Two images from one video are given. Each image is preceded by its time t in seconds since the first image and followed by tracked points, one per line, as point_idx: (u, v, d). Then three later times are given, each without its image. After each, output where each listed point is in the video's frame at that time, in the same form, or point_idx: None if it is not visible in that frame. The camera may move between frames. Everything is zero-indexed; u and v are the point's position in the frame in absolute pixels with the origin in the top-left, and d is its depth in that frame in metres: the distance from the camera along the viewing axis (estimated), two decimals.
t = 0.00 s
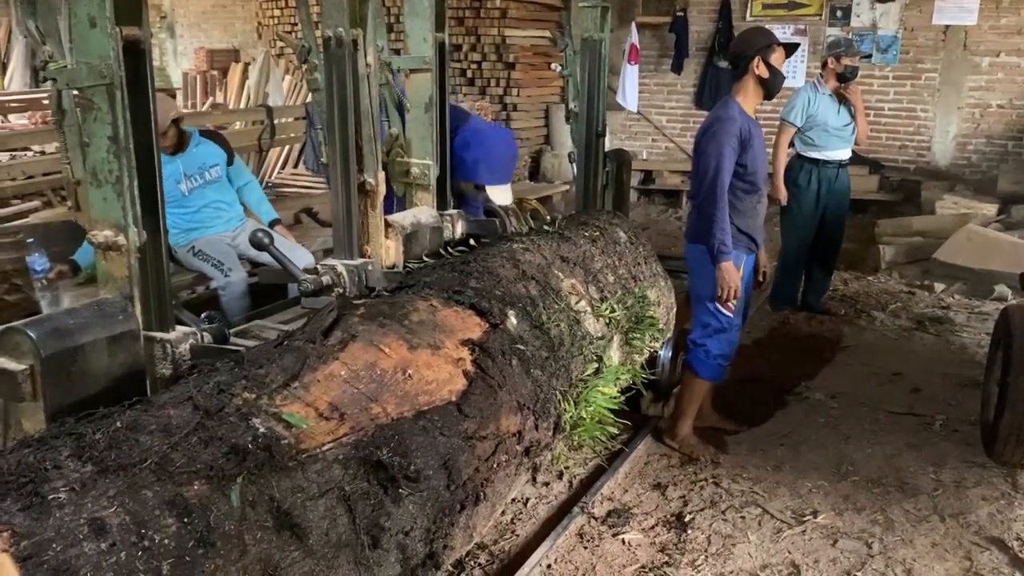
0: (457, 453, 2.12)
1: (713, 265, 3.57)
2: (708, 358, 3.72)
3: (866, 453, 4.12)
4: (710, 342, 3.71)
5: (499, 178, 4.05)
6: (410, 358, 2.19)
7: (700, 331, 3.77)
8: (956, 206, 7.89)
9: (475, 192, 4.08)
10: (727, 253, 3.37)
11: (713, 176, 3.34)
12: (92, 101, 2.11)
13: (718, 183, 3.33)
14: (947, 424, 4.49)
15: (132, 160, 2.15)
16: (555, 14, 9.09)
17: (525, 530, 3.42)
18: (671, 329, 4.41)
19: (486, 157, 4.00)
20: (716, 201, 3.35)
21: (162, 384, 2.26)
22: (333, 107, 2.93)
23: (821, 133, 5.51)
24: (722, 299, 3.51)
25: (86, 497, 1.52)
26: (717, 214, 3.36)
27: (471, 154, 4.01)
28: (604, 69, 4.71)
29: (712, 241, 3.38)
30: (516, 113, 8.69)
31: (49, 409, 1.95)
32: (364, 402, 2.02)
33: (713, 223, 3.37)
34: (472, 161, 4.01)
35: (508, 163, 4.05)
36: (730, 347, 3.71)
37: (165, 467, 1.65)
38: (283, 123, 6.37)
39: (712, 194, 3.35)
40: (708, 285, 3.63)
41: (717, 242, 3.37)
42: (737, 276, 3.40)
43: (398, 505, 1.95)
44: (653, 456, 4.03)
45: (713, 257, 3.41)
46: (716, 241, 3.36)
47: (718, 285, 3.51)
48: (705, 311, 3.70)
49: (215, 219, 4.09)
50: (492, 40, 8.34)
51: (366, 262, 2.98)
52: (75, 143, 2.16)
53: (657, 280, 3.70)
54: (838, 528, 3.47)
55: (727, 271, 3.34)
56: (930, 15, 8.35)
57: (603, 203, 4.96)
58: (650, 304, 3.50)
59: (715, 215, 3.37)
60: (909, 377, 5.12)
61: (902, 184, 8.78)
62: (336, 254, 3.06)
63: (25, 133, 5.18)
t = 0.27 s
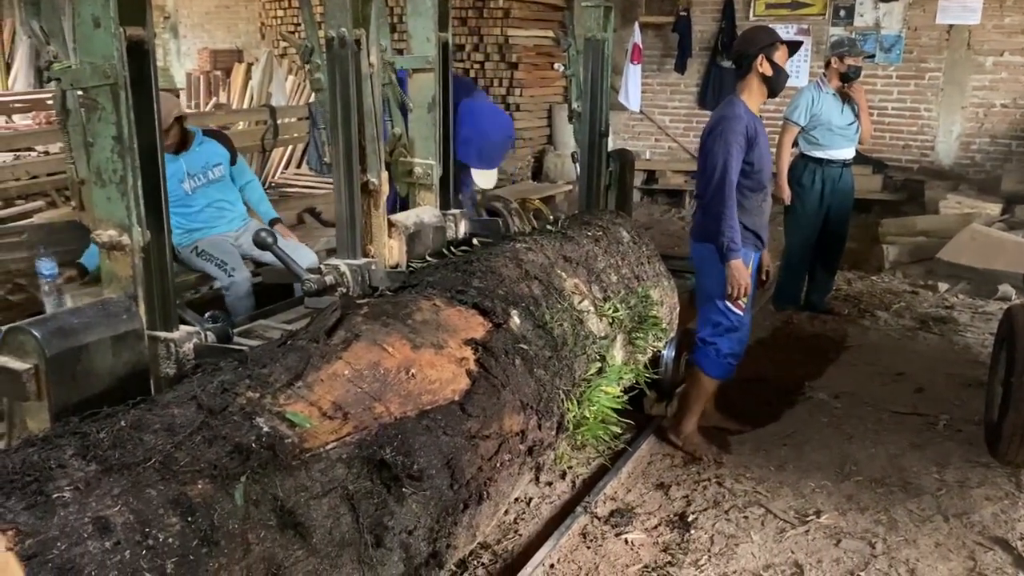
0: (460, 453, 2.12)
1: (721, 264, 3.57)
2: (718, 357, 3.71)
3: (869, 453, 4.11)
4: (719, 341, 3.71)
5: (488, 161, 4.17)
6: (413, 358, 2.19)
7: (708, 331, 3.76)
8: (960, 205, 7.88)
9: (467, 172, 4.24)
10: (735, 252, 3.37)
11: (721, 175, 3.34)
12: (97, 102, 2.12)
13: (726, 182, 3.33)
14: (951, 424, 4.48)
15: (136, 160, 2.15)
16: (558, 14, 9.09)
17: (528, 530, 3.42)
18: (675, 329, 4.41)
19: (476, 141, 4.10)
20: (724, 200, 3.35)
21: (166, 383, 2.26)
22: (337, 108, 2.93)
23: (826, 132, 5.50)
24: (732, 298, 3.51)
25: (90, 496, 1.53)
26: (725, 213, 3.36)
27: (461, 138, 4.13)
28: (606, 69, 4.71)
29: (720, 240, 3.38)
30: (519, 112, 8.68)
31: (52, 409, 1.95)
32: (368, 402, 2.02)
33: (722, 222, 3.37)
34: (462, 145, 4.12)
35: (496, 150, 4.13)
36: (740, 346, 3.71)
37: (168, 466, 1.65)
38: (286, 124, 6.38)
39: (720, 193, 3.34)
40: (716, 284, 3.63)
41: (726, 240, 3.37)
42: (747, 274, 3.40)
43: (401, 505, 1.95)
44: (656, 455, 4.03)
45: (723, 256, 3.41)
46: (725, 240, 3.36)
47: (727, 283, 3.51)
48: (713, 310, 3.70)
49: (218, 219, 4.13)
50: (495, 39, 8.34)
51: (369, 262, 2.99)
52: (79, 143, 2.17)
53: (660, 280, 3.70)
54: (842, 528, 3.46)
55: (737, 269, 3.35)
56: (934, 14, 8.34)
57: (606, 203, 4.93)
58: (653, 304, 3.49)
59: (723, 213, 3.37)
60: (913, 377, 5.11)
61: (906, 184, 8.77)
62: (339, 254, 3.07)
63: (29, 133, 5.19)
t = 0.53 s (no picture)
0: (462, 454, 2.12)
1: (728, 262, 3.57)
2: (734, 355, 3.65)
3: (872, 454, 4.11)
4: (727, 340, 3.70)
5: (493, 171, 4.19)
6: (414, 359, 2.19)
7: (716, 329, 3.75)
8: (962, 206, 7.87)
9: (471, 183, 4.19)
10: (743, 248, 3.37)
11: (727, 172, 3.35)
12: (99, 104, 2.13)
13: (733, 179, 3.33)
14: (954, 425, 4.47)
15: (137, 161, 2.16)
16: (560, 15, 9.10)
17: (530, 531, 3.42)
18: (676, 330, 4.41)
19: (486, 149, 4.12)
20: (731, 197, 3.35)
21: (168, 385, 2.27)
22: (338, 110, 2.94)
23: (828, 132, 5.50)
24: (739, 295, 3.51)
25: (92, 497, 1.53)
26: (733, 210, 3.36)
27: (471, 146, 4.12)
28: (607, 70, 4.70)
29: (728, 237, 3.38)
30: (521, 113, 8.69)
31: (55, 410, 1.96)
32: (369, 403, 2.02)
33: (729, 218, 3.37)
34: (471, 154, 4.13)
35: (505, 159, 4.19)
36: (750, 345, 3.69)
37: (170, 467, 1.66)
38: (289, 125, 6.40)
39: (728, 189, 3.35)
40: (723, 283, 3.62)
41: (734, 237, 3.37)
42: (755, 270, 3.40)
43: (403, 506, 1.95)
44: (658, 456, 4.03)
45: (731, 253, 3.41)
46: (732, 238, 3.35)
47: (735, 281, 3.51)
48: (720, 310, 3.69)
49: (225, 220, 4.12)
50: (497, 40, 8.34)
51: (371, 263, 2.99)
52: (81, 145, 2.17)
53: (661, 281, 3.70)
54: (844, 529, 3.46)
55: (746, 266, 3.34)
56: (936, 15, 8.34)
57: (608, 203, 4.93)
58: (654, 305, 3.49)
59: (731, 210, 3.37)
60: (915, 378, 5.11)
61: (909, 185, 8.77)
62: (341, 255, 3.08)
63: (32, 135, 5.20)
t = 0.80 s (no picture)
0: (463, 456, 2.12)
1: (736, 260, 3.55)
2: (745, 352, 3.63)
3: (874, 455, 4.10)
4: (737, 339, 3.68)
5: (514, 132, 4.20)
6: (415, 361, 2.19)
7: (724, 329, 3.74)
8: (964, 207, 7.86)
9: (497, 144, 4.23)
10: (752, 246, 3.36)
11: (734, 170, 3.34)
12: (100, 106, 2.13)
13: (740, 176, 3.33)
14: (956, 427, 4.47)
15: (138, 164, 2.16)
16: (562, 18, 9.12)
17: (532, 533, 3.42)
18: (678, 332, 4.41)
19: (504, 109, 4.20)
20: (738, 195, 3.34)
21: (169, 388, 2.28)
22: (339, 113, 2.94)
23: (830, 133, 5.50)
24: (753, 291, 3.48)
25: (93, 500, 1.53)
26: (740, 208, 3.35)
27: (488, 108, 4.24)
28: (608, 72, 4.70)
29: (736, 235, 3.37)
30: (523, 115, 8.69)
31: (55, 413, 1.96)
32: (370, 405, 2.02)
33: (736, 216, 3.36)
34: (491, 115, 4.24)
35: (522, 115, 4.17)
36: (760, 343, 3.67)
37: (171, 470, 1.66)
38: (290, 128, 6.42)
39: (734, 187, 3.34)
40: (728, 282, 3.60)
41: (742, 234, 3.36)
42: (764, 268, 3.38)
43: (404, 508, 1.95)
44: (660, 458, 4.03)
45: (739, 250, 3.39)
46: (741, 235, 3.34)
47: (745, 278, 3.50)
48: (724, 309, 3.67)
49: (232, 222, 4.10)
50: (499, 43, 8.35)
51: (372, 265, 2.99)
52: (82, 147, 2.17)
53: (663, 284, 3.69)
54: (847, 531, 3.45)
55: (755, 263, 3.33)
56: (937, 16, 8.34)
57: (610, 205, 4.94)
58: (656, 307, 3.48)
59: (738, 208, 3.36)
60: (917, 379, 5.10)
61: (911, 186, 8.76)
62: (342, 258, 3.07)
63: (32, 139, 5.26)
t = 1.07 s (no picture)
0: (464, 458, 2.12)
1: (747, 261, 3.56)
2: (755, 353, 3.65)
3: (877, 457, 4.10)
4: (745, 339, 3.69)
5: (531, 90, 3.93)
6: (417, 363, 2.19)
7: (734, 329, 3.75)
8: (967, 209, 7.85)
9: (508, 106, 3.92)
10: (762, 247, 3.37)
11: (746, 171, 3.35)
12: (102, 109, 2.13)
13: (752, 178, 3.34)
14: (959, 429, 4.46)
15: (141, 166, 2.16)
16: (564, 20, 9.13)
17: (534, 535, 3.42)
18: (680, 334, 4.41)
19: (514, 67, 3.86)
20: (750, 196, 3.36)
21: (171, 390, 2.28)
22: (341, 115, 2.95)
23: (832, 136, 5.49)
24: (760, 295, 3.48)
25: (94, 502, 1.53)
26: (754, 209, 3.36)
27: (498, 69, 3.89)
28: (609, 74, 4.71)
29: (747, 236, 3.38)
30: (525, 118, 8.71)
31: (58, 415, 1.96)
32: (372, 407, 2.02)
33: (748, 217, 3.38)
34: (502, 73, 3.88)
35: (536, 71, 3.91)
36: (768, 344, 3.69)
37: (173, 471, 1.66)
38: (293, 130, 6.44)
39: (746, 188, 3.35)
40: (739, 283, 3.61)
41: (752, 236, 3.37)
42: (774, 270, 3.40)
43: (405, 510, 1.95)
44: (663, 460, 4.03)
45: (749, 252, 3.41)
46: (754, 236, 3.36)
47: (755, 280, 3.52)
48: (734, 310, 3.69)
49: (235, 223, 4.11)
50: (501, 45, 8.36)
51: (374, 267, 3.00)
52: (84, 149, 2.17)
53: (665, 285, 3.69)
54: (849, 533, 3.45)
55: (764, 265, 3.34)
56: (940, 18, 8.34)
57: (612, 207, 4.95)
58: (658, 308, 3.48)
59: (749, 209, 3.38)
60: (920, 381, 5.10)
61: (914, 188, 8.75)
62: (345, 260, 3.09)
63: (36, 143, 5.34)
